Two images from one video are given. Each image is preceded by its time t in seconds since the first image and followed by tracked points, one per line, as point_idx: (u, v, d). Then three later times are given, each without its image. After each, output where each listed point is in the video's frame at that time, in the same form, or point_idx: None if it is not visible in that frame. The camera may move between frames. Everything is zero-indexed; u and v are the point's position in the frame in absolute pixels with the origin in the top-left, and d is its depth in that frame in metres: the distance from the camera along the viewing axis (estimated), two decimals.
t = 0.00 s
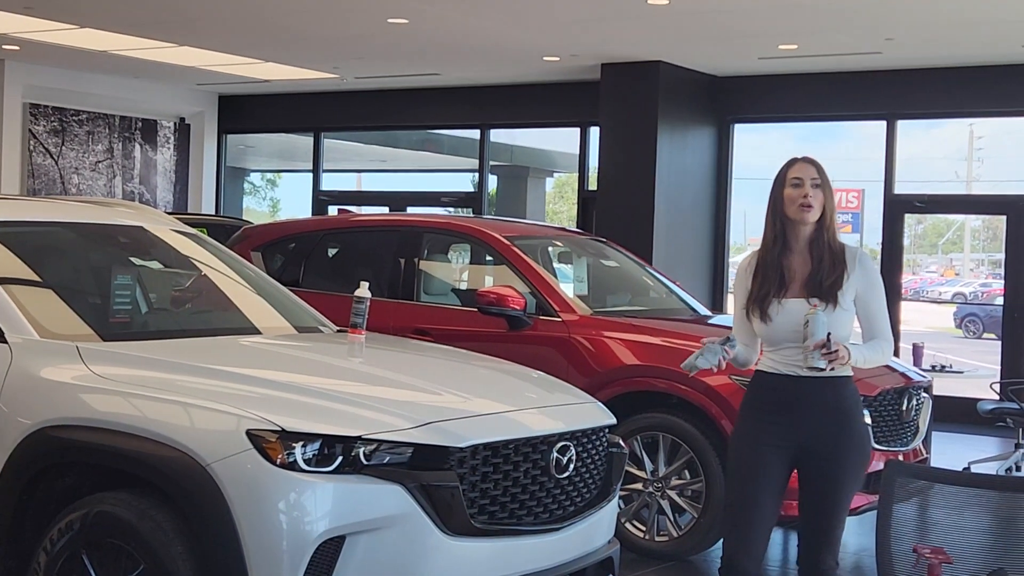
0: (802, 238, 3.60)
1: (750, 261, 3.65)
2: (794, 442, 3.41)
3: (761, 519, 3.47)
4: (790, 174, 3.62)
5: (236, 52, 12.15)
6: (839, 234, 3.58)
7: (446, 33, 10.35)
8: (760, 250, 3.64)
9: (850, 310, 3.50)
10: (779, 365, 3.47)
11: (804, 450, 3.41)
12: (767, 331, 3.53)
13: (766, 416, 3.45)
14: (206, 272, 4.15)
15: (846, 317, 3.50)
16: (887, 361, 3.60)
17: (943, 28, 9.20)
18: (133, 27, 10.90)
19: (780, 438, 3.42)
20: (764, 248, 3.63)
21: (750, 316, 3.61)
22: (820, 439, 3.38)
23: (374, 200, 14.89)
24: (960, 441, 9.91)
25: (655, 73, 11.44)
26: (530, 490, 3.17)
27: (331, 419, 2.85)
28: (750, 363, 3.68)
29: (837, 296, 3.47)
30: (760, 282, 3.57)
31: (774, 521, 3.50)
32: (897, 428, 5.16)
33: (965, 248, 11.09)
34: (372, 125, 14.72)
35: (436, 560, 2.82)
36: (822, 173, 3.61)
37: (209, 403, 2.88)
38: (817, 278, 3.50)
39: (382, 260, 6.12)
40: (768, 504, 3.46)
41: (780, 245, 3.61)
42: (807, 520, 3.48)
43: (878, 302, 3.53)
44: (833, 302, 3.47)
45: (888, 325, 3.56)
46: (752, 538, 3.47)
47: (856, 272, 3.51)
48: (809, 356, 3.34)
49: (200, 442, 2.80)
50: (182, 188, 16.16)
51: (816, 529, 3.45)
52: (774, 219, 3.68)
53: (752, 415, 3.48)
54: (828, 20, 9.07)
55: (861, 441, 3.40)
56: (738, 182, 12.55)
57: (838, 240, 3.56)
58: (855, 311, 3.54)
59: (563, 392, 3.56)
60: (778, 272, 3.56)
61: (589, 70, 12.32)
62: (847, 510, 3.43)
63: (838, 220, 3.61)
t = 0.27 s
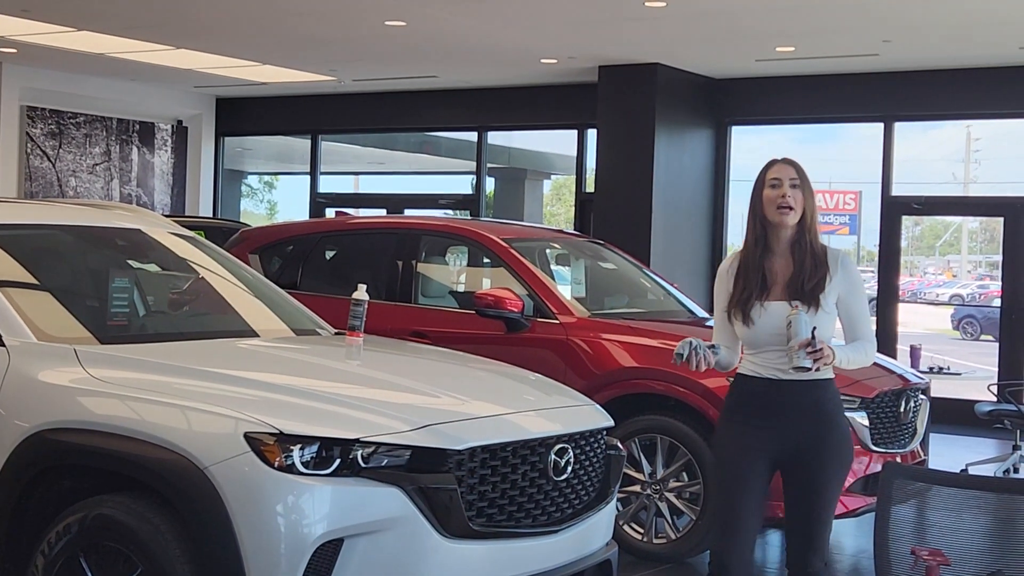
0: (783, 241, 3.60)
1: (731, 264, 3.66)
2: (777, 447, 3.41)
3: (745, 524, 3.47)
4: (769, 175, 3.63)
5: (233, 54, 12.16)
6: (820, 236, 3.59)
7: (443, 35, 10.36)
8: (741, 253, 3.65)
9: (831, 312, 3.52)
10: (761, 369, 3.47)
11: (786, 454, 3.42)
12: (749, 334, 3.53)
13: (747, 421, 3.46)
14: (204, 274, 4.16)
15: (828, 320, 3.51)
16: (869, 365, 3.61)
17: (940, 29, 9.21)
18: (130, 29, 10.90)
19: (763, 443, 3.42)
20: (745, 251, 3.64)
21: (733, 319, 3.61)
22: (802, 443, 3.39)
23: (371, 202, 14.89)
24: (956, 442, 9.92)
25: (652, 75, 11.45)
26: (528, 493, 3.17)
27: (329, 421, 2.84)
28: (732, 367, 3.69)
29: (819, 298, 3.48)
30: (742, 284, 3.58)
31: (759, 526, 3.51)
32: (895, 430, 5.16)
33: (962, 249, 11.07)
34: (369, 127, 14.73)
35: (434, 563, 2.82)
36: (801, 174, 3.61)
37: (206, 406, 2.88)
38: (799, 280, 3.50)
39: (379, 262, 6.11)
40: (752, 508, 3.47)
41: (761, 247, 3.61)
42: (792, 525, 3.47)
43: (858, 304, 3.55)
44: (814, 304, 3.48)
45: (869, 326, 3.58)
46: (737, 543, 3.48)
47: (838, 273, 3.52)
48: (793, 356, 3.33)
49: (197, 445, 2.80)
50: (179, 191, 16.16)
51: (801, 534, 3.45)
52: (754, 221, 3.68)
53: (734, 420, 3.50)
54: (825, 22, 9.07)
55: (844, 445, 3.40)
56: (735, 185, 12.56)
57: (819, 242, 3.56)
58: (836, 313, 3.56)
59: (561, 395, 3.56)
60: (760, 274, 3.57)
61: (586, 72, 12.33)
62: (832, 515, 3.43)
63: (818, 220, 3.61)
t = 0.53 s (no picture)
0: (757, 243, 3.61)
1: (705, 266, 3.65)
2: (753, 450, 3.38)
3: (721, 533, 3.41)
4: (740, 177, 3.64)
5: (231, 57, 12.16)
6: (793, 237, 3.59)
7: (440, 38, 10.36)
8: (715, 254, 3.65)
9: (804, 314, 3.52)
10: (733, 371, 3.46)
11: (762, 458, 3.38)
12: (721, 334, 3.52)
13: (721, 425, 3.42)
14: (201, 277, 4.15)
15: (801, 322, 3.51)
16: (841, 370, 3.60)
17: (937, 32, 9.21)
18: (128, 33, 10.90)
19: (736, 447, 3.39)
20: (719, 253, 3.64)
21: (706, 320, 3.60)
22: (777, 445, 3.36)
23: (369, 205, 14.89)
24: (955, 445, 9.92)
25: (650, 78, 11.46)
26: (526, 495, 3.16)
27: (328, 425, 2.84)
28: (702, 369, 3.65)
29: (792, 299, 3.48)
30: (715, 284, 3.57)
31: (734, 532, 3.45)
32: (893, 432, 5.16)
33: (960, 252, 11.04)
34: (367, 130, 14.73)
35: (432, 566, 2.82)
36: (772, 175, 3.61)
37: (204, 409, 2.88)
38: (773, 281, 3.50)
39: (377, 265, 6.11)
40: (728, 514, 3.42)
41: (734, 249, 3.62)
42: (768, 531, 3.43)
43: (833, 307, 3.55)
44: (788, 306, 3.47)
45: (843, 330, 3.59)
46: (714, 552, 3.40)
47: (812, 276, 3.53)
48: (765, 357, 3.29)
49: (195, 448, 2.80)
50: (177, 194, 16.16)
51: (778, 538, 3.41)
52: (728, 223, 3.68)
53: (707, 425, 3.45)
54: (822, 25, 9.08)
55: (816, 447, 3.39)
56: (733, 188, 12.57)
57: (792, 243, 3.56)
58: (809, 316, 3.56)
59: (559, 398, 3.56)
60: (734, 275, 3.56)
61: (584, 75, 12.33)
62: (808, 518, 3.41)
63: (791, 222, 3.62)
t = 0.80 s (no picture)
0: (726, 243, 3.57)
1: (681, 267, 3.68)
2: (728, 457, 3.35)
3: (694, 532, 3.44)
4: (708, 177, 3.61)
5: (229, 61, 12.16)
6: (762, 236, 3.50)
7: (438, 41, 10.36)
8: (690, 257, 3.66)
9: (771, 317, 3.45)
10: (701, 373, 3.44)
11: (727, 463, 3.35)
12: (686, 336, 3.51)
13: (699, 429, 3.39)
14: (200, 281, 4.15)
15: (768, 325, 3.44)
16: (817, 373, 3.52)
17: (935, 34, 9.22)
18: (126, 36, 10.90)
19: (702, 451, 3.38)
20: (693, 255, 3.65)
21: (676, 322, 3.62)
22: (741, 451, 3.32)
23: (368, 208, 14.88)
24: (954, 447, 9.92)
25: (649, 81, 11.46)
26: (525, 498, 3.16)
27: (327, 428, 2.84)
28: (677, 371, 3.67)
29: (753, 302, 3.42)
30: (684, 287, 3.60)
31: (713, 532, 3.47)
32: (892, 435, 5.16)
33: (959, 254, 11.05)
34: (366, 133, 14.73)
35: (431, 570, 2.82)
36: (738, 173, 3.55)
37: (202, 413, 2.88)
38: (733, 284, 3.46)
39: (376, 268, 6.11)
40: (704, 513, 3.44)
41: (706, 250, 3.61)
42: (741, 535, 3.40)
43: (804, 308, 3.46)
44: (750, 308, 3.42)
45: (818, 331, 3.49)
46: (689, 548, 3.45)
47: (778, 278, 3.45)
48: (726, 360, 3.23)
49: (193, 451, 2.79)
50: (176, 197, 16.15)
51: (748, 543, 3.37)
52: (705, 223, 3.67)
53: (686, 428, 3.42)
54: (820, 27, 9.09)
55: (783, 453, 3.32)
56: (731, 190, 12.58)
57: (759, 243, 3.49)
58: (779, 318, 3.48)
59: (557, 401, 3.56)
60: (702, 277, 3.57)
61: (582, 78, 12.34)
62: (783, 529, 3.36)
63: (761, 220, 3.52)
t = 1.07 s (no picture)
0: (705, 246, 3.54)
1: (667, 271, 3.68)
2: (711, 455, 3.32)
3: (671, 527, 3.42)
4: (687, 180, 3.60)
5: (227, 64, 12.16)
6: (739, 238, 3.45)
7: (437, 45, 10.37)
8: (675, 260, 3.66)
9: (748, 318, 3.42)
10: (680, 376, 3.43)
11: (710, 462, 3.33)
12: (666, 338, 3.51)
13: (688, 427, 3.37)
14: (199, 285, 4.15)
15: (745, 326, 3.42)
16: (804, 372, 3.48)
17: (934, 38, 9.24)
18: (124, 39, 10.90)
19: (687, 448, 3.36)
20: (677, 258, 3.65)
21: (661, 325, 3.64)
22: (725, 450, 3.30)
23: (366, 211, 14.89)
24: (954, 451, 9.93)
25: (648, 85, 11.47)
26: (523, 502, 3.16)
27: (326, 432, 2.84)
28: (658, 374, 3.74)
29: (728, 305, 3.39)
30: (667, 290, 3.60)
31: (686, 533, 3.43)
32: (890, 438, 5.17)
33: (957, 257, 11.09)
34: (364, 137, 14.74)
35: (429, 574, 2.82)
36: (714, 175, 3.51)
37: (201, 416, 2.88)
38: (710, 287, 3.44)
39: (374, 271, 6.12)
40: (679, 512, 3.42)
41: (689, 253, 3.61)
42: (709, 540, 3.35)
43: (784, 310, 3.40)
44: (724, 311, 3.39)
45: (801, 330, 3.45)
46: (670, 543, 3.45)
47: (755, 280, 3.41)
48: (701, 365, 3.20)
49: (191, 455, 2.79)
50: (174, 201, 16.15)
51: (717, 549, 3.32)
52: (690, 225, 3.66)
53: (674, 425, 3.40)
54: (818, 31, 9.10)
55: (767, 458, 3.30)
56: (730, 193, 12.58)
57: (735, 245, 3.45)
58: (759, 319, 3.44)
59: (555, 404, 3.56)
60: (685, 280, 3.57)
61: (581, 82, 12.35)
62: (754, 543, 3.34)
63: (737, 221, 3.47)
